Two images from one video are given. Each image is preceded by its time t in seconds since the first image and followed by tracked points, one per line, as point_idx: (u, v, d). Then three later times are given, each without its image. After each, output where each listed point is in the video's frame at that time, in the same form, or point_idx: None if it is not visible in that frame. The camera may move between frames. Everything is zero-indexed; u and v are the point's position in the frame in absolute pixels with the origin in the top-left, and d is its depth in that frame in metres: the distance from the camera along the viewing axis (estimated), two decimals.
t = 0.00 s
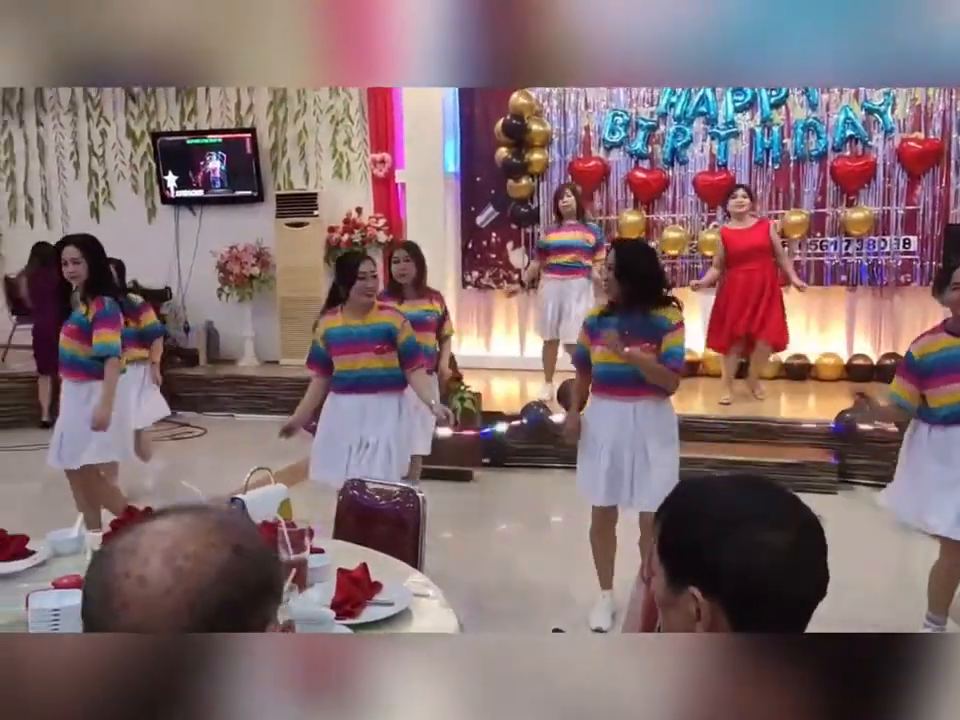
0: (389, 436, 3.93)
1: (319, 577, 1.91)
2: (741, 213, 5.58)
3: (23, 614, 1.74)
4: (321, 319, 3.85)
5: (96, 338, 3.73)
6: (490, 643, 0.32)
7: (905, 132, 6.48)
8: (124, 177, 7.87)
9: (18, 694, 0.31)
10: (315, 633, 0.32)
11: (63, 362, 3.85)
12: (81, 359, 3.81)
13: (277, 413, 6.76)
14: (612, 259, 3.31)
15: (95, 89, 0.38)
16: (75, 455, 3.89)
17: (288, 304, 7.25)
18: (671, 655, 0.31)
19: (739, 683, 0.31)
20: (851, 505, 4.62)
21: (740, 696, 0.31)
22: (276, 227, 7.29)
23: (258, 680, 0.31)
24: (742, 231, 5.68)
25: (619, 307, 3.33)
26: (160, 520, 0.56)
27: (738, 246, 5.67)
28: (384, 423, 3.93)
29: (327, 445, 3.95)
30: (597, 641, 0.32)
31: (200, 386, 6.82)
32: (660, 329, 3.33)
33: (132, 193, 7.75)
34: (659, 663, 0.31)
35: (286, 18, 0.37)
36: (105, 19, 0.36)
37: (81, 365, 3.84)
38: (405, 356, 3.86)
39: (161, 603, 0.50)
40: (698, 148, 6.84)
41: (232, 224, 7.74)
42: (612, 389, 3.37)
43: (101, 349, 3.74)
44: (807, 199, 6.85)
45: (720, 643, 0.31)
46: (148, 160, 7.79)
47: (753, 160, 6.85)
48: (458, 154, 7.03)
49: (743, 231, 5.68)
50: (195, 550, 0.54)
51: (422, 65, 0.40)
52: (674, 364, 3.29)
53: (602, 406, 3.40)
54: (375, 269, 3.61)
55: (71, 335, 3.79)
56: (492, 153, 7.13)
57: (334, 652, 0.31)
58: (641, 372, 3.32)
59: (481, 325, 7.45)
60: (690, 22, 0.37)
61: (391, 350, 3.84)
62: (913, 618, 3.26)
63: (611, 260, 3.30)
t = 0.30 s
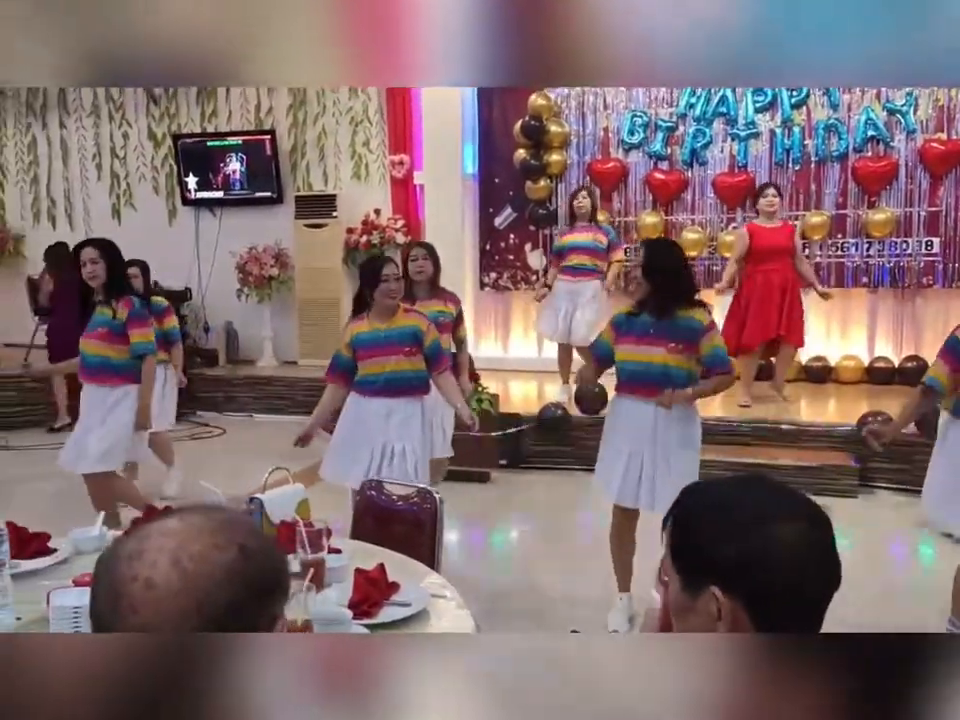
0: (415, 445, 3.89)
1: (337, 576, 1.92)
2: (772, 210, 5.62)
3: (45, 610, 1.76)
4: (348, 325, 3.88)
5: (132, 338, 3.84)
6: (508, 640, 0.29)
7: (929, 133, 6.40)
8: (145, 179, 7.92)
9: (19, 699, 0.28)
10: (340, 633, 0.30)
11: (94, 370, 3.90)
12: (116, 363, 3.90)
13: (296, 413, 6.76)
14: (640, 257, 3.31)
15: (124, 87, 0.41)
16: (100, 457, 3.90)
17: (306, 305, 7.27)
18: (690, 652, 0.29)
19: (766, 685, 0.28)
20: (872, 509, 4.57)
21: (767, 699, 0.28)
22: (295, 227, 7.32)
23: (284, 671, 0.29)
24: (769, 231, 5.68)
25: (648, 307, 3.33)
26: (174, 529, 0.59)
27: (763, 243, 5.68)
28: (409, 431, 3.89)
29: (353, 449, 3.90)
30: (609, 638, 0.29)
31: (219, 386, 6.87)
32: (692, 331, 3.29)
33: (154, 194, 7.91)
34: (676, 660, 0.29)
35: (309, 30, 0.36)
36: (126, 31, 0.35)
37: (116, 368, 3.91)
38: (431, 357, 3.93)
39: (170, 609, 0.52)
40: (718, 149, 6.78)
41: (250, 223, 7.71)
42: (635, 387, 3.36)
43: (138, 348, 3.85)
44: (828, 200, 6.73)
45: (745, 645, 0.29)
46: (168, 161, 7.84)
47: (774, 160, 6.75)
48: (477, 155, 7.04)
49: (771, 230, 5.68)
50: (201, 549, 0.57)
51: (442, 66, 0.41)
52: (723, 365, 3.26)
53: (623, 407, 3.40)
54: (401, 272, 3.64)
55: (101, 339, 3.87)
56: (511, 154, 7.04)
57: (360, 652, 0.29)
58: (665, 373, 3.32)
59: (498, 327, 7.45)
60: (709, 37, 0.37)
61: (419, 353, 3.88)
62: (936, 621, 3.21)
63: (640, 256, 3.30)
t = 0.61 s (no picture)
0: (452, 442, 3.95)
1: (353, 577, 1.92)
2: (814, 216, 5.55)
3: (63, 609, 1.77)
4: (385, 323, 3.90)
5: (190, 337, 3.89)
6: (519, 643, 0.29)
7: (947, 133, 6.34)
8: (162, 180, 7.98)
9: (39, 697, 0.28)
10: (354, 633, 0.29)
11: (147, 370, 3.89)
12: (171, 362, 3.90)
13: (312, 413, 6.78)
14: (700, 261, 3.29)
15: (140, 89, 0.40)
16: (167, 463, 3.95)
17: (321, 305, 7.29)
18: (704, 656, 0.28)
19: (780, 683, 0.28)
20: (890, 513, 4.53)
21: (775, 697, 0.29)
22: (310, 228, 7.32)
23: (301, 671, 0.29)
24: (811, 234, 5.62)
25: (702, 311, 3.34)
26: (178, 531, 0.58)
27: (803, 245, 5.63)
28: (445, 430, 3.94)
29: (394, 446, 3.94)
30: (621, 641, 0.29)
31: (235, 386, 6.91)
32: (752, 334, 3.32)
33: (171, 195, 7.98)
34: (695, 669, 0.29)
35: (327, 38, 0.37)
36: (147, 50, 0.37)
37: (171, 370, 3.92)
38: (465, 360, 3.90)
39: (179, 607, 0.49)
40: (734, 149, 6.76)
41: (267, 224, 7.79)
42: (688, 390, 3.37)
43: (195, 348, 3.91)
44: (846, 201, 6.69)
45: (756, 650, 0.28)
46: (186, 163, 7.91)
47: (791, 161, 6.72)
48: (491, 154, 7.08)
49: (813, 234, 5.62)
50: (208, 551, 0.57)
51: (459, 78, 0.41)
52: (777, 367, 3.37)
53: (678, 407, 3.40)
54: (442, 275, 3.64)
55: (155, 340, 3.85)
56: (526, 154, 7.09)
57: (375, 651, 0.29)
58: (722, 378, 3.32)
59: (513, 327, 7.45)
60: (725, 44, 0.37)
61: (453, 355, 3.88)
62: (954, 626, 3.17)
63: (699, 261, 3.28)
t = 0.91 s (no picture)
0: (479, 432, 3.94)
1: (366, 577, 1.93)
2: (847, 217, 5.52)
3: (79, 608, 1.78)
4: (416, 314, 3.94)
5: (227, 337, 3.93)
6: (539, 642, 0.29)
7: None
8: (177, 182, 8.02)
9: (64, 695, 0.28)
10: (370, 634, 0.29)
11: (185, 369, 3.92)
12: (208, 361, 3.94)
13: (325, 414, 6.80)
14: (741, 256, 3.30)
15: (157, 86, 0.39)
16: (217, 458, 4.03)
17: (334, 307, 7.30)
18: (713, 655, 0.28)
19: (797, 675, 0.28)
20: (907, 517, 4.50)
21: (788, 692, 0.28)
22: (323, 230, 7.33)
23: (317, 673, 0.29)
24: (840, 233, 5.62)
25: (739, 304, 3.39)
26: (192, 530, 0.58)
27: (830, 244, 5.66)
28: (472, 420, 3.94)
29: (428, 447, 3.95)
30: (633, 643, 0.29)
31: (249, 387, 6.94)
32: (784, 333, 3.34)
33: (185, 196, 8.04)
34: (704, 661, 0.28)
35: (345, 40, 0.37)
36: (162, 53, 0.37)
37: (208, 367, 3.95)
38: (490, 352, 3.86)
39: (193, 608, 0.50)
40: (749, 150, 6.74)
41: (281, 226, 7.82)
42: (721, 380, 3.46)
43: (232, 347, 3.95)
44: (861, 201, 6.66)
45: (772, 647, 0.28)
46: (200, 164, 7.94)
47: (806, 161, 6.68)
48: (504, 157, 7.03)
49: (844, 233, 5.60)
50: (223, 551, 0.56)
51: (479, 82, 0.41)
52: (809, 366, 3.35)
53: (712, 399, 3.51)
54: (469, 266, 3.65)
55: (191, 337, 3.88)
56: (538, 155, 7.09)
57: (389, 652, 0.29)
58: (754, 373, 3.39)
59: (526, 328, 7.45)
60: (744, 47, 0.37)
61: (477, 347, 3.87)
62: None
63: (740, 256, 3.28)
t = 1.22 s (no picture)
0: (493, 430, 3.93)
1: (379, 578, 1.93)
2: (856, 214, 5.46)
3: (94, 607, 1.79)
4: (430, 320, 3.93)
5: (233, 345, 3.92)
6: (559, 644, 0.28)
7: None
8: (190, 183, 8.05)
9: (82, 695, 0.28)
10: (388, 634, 0.29)
11: (192, 371, 3.95)
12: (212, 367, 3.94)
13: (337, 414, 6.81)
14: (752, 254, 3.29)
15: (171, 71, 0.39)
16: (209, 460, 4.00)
17: (347, 307, 7.31)
18: (737, 654, 0.28)
19: (811, 676, 0.28)
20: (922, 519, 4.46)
21: (814, 695, 0.28)
22: (337, 231, 7.34)
23: (333, 674, 0.28)
24: (851, 234, 5.61)
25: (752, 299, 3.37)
26: (207, 532, 0.58)
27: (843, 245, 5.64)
28: (485, 421, 3.93)
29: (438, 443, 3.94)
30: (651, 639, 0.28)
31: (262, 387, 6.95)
32: (788, 323, 3.31)
33: (199, 198, 8.08)
34: (723, 660, 0.28)
35: (361, 38, 0.37)
36: (185, 45, 0.37)
37: (208, 371, 3.95)
38: (500, 360, 3.86)
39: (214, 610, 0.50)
40: (762, 150, 6.69)
41: (294, 227, 7.85)
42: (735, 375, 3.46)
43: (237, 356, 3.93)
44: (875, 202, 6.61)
45: (793, 647, 0.28)
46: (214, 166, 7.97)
47: (820, 161, 6.63)
48: (516, 157, 7.02)
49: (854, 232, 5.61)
50: (242, 551, 0.57)
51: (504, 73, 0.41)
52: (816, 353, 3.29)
53: (725, 393, 3.53)
54: (473, 270, 3.67)
55: (200, 341, 3.89)
56: (551, 156, 7.07)
57: (404, 654, 0.28)
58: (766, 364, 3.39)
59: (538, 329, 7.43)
60: (773, 46, 0.37)
61: (485, 353, 3.87)
62: None
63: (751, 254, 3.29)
